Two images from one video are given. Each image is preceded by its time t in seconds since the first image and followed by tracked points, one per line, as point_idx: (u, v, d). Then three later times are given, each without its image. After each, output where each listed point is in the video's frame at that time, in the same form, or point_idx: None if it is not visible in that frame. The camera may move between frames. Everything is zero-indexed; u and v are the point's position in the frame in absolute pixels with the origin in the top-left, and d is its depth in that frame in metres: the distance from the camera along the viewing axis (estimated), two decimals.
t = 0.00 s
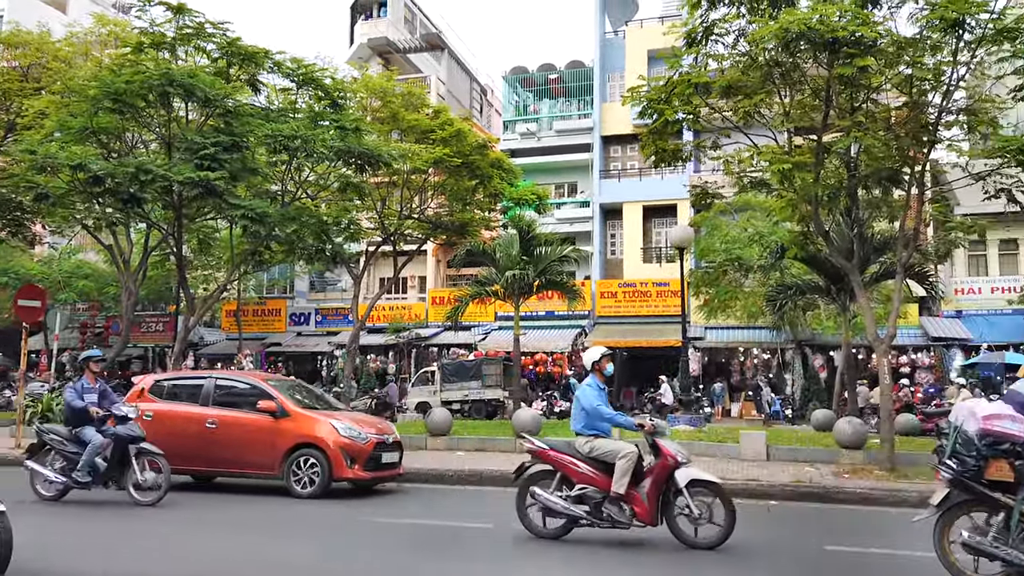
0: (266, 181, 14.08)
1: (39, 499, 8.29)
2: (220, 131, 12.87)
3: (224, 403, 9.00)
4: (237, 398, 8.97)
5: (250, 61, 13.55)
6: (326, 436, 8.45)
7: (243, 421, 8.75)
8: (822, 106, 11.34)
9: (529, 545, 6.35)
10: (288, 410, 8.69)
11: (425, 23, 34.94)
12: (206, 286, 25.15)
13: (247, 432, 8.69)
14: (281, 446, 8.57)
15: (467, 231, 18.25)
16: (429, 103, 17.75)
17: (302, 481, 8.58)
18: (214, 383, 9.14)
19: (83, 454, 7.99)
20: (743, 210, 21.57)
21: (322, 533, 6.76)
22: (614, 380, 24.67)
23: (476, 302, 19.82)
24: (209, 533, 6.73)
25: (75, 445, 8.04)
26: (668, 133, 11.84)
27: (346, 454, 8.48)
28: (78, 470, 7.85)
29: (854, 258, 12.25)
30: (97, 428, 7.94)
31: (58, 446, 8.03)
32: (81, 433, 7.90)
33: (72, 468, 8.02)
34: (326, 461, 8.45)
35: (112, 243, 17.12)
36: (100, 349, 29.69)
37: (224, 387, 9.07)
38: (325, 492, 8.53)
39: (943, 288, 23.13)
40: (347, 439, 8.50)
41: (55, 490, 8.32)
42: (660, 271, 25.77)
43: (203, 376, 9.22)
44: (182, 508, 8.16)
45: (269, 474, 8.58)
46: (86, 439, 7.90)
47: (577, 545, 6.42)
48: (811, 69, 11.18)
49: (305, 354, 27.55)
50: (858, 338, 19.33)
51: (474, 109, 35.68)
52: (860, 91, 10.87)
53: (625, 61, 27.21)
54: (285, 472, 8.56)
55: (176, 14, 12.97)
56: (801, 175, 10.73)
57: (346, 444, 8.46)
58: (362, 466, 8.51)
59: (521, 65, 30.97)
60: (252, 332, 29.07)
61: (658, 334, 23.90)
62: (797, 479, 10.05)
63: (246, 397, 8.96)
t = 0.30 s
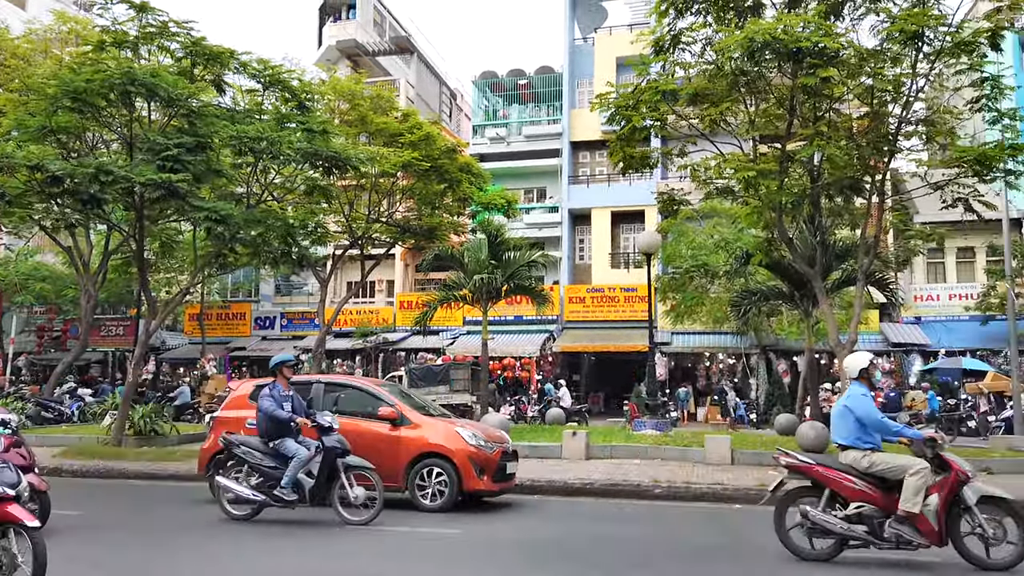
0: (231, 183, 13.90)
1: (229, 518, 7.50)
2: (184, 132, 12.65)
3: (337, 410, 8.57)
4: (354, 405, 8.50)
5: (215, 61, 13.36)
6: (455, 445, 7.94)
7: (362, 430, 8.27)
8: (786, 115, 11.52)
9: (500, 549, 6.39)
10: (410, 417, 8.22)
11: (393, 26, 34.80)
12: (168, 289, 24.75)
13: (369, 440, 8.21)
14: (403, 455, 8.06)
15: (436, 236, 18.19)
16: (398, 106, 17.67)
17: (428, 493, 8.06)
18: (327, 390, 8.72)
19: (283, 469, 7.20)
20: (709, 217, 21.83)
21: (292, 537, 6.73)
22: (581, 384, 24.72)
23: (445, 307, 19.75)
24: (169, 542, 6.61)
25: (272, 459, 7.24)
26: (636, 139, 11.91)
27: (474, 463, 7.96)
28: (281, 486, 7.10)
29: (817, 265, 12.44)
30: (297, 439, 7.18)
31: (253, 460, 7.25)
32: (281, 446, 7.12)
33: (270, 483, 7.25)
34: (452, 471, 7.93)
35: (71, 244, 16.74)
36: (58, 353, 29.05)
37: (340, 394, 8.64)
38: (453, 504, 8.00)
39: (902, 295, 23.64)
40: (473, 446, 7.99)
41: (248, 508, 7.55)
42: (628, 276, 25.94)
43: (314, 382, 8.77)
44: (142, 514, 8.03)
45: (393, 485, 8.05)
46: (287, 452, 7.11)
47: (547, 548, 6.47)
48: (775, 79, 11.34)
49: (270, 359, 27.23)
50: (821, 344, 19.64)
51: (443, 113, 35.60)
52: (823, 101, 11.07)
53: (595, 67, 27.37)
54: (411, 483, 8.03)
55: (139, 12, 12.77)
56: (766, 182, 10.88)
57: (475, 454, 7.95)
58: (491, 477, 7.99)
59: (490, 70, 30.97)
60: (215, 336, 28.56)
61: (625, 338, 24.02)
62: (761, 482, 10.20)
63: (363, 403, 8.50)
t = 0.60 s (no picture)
0: (195, 185, 13.72)
1: (468, 537, 7.22)
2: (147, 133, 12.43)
3: (461, 417, 8.30)
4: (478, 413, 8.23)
5: (180, 60, 13.16)
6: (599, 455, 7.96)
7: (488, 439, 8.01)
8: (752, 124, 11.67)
9: (467, 560, 6.45)
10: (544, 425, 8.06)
11: (363, 28, 34.63)
12: (130, 292, 24.31)
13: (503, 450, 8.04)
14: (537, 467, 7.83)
15: (405, 240, 18.10)
16: (367, 109, 17.55)
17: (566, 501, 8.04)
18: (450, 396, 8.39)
19: (525, 484, 6.93)
20: (676, 223, 21.99)
21: (253, 551, 6.69)
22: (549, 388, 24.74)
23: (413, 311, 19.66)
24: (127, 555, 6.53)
25: (512, 473, 6.97)
26: (605, 145, 11.99)
27: (615, 471, 8.02)
28: (530, 501, 6.85)
29: (781, 271, 12.62)
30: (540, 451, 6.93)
31: (495, 475, 6.97)
32: (527, 458, 6.86)
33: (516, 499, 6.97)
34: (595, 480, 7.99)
35: (28, 246, 16.37)
36: (15, 357, 28.38)
37: (466, 401, 8.33)
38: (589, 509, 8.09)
39: (865, 301, 24.05)
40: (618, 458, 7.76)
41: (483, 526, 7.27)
42: (596, 281, 26.07)
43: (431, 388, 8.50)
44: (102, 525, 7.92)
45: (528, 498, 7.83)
46: (534, 465, 6.85)
47: (513, 556, 6.55)
48: (741, 88, 11.47)
49: (234, 363, 26.89)
50: (784, 349, 19.93)
51: (413, 116, 35.46)
52: (787, 110, 11.22)
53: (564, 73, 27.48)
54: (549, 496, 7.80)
55: (102, 9, 12.56)
56: (733, 189, 11.01)
57: (617, 463, 8.03)
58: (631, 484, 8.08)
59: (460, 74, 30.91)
60: (179, 340, 28.19)
61: (594, 343, 24.13)
62: (725, 486, 10.34)
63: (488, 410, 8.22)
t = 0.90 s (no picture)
0: (155, 186, 13.48)
1: (743, 557, 6.77)
2: (106, 132, 12.14)
3: (593, 426, 7.88)
4: (614, 420, 7.85)
5: (140, 60, 12.94)
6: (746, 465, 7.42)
7: (629, 447, 7.63)
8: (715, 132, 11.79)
9: (433, 568, 6.33)
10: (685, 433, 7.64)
11: (330, 30, 34.38)
12: (87, 294, 23.77)
13: (639, 461, 7.57)
14: (682, 477, 7.47)
15: (371, 243, 17.98)
16: (333, 111, 17.42)
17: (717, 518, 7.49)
18: (579, 403, 8.02)
19: (806, 499, 6.56)
20: (642, 229, 22.14)
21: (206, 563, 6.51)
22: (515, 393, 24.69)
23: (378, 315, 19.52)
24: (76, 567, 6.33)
25: (791, 488, 6.60)
26: (571, 151, 12.03)
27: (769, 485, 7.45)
28: (818, 518, 6.47)
29: (744, 277, 12.77)
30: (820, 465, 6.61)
31: (772, 489, 6.58)
32: (812, 470, 6.55)
33: (797, 517, 6.59)
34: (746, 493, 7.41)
35: None
36: None
37: (592, 407, 7.97)
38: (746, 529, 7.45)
39: (825, 307, 24.46)
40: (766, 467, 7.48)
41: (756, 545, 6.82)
42: (562, 287, 26.15)
43: (557, 395, 8.13)
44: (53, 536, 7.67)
45: (674, 509, 7.47)
46: (822, 478, 6.51)
47: (475, 564, 6.48)
48: (706, 96, 11.60)
49: (194, 368, 26.43)
50: (746, 354, 20.20)
51: (380, 120, 35.29)
52: (751, 119, 11.38)
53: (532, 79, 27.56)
54: (696, 507, 7.43)
55: (60, 6, 12.31)
56: (697, 197, 11.12)
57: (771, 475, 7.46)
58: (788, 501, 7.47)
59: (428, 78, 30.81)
60: (137, 344, 27.65)
61: (560, 348, 24.18)
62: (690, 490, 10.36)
63: (625, 418, 7.86)
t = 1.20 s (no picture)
0: (109, 186, 13.17)
1: None
2: (58, 130, 11.80)
3: (728, 432, 7.52)
4: (755, 427, 7.48)
5: (96, 57, 12.64)
6: (891, 474, 7.27)
7: (773, 456, 7.31)
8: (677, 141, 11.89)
9: None
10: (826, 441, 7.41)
11: (292, 31, 34.03)
12: (38, 296, 23.12)
13: (784, 469, 7.28)
14: (828, 486, 7.26)
15: (332, 246, 17.77)
16: (295, 113, 17.22)
17: (867, 528, 7.31)
18: (709, 408, 7.64)
19: None
20: (605, 235, 22.28)
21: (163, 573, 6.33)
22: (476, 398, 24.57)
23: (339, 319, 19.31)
24: None
25: None
26: (534, 156, 12.02)
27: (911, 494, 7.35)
28: None
29: (704, 283, 12.89)
30: None
31: None
32: None
33: None
34: (892, 501, 7.29)
35: None
36: None
37: (724, 412, 7.60)
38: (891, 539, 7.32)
39: (783, 313, 24.85)
40: (906, 475, 7.36)
41: None
42: (525, 291, 26.19)
43: (689, 401, 7.70)
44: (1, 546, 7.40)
45: (822, 519, 7.25)
46: None
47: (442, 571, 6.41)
48: (668, 105, 11.72)
49: (149, 372, 25.85)
50: (706, 359, 20.42)
51: (342, 122, 34.99)
52: (711, 128, 11.51)
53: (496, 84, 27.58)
54: (842, 516, 7.27)
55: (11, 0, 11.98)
56: (659, 204, 11.21)
57: (914, 483, 7.34)
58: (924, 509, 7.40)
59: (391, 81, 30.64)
60: (89, 348, 26.98)
61: (523, 353, 24.18)
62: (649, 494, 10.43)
63: (766, 424, 7.51)
